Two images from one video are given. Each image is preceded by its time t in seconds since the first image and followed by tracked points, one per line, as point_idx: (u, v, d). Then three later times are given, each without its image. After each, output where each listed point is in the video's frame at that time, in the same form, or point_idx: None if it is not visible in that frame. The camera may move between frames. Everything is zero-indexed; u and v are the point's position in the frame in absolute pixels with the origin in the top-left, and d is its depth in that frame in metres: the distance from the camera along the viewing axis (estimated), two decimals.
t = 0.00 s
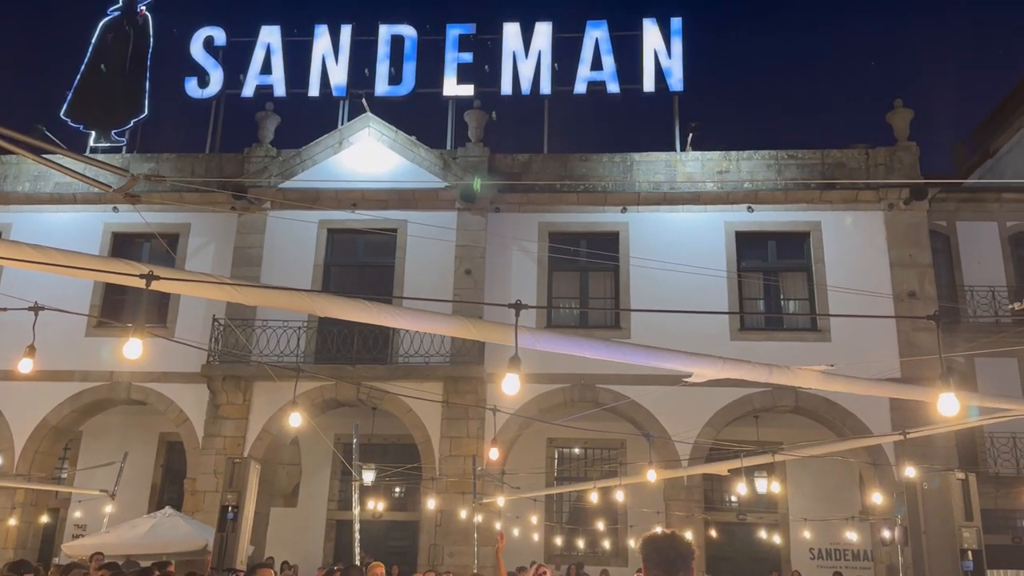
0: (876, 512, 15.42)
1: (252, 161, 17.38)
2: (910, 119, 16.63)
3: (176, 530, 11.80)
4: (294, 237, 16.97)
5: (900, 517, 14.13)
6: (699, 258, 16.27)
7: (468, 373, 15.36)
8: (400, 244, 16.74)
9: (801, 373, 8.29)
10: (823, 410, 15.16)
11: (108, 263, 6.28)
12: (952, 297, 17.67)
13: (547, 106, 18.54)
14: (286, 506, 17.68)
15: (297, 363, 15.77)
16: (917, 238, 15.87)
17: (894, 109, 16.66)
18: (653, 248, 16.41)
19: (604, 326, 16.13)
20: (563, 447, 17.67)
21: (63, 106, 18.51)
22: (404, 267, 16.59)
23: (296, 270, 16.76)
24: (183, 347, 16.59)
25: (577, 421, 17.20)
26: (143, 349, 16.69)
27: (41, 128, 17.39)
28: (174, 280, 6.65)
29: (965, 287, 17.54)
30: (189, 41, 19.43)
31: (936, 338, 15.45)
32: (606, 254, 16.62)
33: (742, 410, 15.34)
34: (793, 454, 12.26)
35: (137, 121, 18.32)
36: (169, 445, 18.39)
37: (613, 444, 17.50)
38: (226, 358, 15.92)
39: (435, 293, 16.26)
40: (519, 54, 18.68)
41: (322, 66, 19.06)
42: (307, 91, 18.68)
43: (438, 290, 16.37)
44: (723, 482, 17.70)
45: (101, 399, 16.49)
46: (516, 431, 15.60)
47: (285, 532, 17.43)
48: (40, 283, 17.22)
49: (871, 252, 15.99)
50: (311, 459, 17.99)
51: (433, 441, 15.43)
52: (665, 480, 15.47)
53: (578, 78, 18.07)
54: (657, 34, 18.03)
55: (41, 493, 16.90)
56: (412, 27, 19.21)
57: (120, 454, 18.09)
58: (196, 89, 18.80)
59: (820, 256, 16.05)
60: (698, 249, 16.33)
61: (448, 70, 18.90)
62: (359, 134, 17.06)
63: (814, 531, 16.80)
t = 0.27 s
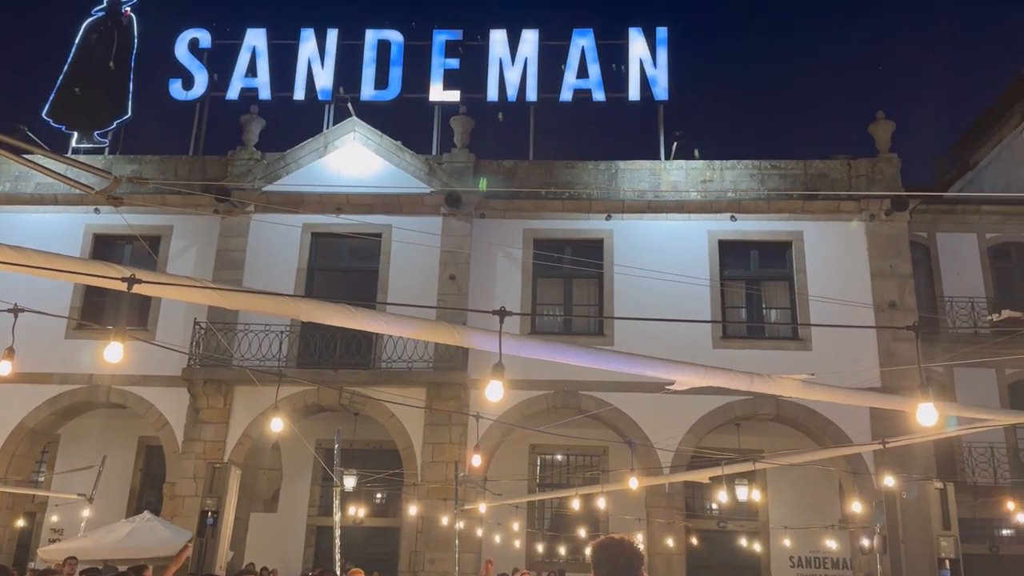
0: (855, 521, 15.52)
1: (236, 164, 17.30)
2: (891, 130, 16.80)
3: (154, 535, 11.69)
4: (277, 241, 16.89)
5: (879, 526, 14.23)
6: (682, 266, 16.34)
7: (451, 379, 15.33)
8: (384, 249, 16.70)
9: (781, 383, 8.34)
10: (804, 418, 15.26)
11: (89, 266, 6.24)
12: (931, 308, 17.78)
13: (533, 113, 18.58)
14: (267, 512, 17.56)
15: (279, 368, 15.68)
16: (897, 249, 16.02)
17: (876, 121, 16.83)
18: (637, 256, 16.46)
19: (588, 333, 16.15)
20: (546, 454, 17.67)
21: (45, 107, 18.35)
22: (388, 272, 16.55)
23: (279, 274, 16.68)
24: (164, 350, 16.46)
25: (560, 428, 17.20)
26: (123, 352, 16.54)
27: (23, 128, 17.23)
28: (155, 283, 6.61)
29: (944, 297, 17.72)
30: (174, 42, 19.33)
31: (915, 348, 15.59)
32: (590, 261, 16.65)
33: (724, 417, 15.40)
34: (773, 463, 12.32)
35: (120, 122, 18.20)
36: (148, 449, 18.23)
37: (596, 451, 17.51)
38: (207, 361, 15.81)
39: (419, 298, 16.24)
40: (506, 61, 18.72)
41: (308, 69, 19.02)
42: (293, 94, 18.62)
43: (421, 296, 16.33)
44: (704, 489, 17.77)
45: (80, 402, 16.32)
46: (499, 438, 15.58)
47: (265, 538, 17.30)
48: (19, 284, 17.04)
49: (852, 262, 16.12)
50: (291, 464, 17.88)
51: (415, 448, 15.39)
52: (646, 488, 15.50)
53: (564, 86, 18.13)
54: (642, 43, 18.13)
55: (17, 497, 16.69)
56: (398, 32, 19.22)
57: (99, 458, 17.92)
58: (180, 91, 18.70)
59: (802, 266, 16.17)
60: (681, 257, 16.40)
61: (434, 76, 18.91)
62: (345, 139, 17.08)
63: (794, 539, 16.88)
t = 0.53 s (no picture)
0: (825, 529, 15.68)
1: (211, 164, 17.17)
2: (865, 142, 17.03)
3: (122, 539, 11.53)
4: (252, 243, 16.77)
5: (848, 534, 14.37)
6: (657, 274, 16.42)
7: (425, 384, 15.29)
8: (360, 253, 16.62)
9: (753, 390, 8.41)
10: (776, 426, 15.39)
11: (60, 268, 6.17)
12: (901, 318, 18.03)
13: (512, 119, 18.62)
14: (237, 516, 17.37)
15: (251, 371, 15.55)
16: (869, 260, 16.23)
17: (849, 133, 17.06)
18: (613, 264, 16.51)
19: (564, 339, 16.19)
20: (520, 459, 17.66)
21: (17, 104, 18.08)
22: (364, 276, 16.45)
23: (253, 276, 16.55)
24: (135, 352, 16.26)
25: (533, 434, 17.20)
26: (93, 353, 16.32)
27: None
28: (127, 285, 6.56)
29: (914, 308, 17.99)
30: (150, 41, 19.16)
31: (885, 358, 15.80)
32: (567, 268, 16.70)
33: (697, 424, 15.49)
34: (745, 470, 12.40)
35: (93, 121, 17.98)
36: (117, 452, 17.98)
37: (570, 457, 17.53)
38: (178, 364, 15.62)
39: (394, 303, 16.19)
40: (485, 66, 18.75)
41: (285, 70, 18.92)
42: (270, 95, 18.50)
43: (397, 300, 16.29)
44: (676, 496, 17.87)
45: (47, 403, 16.07)
46: (473, 443, 15.56)
47: (235, 542, 17.13)
48: None
49: (824, 272, 16.31)
50: (263, 469, 17.71)
51: (389, 452, 15.32)
52: (619, 494, 15.55)
53: (542, 93, 18.19)
54: (621, 52, 18.25)
55: None
56: (377, 35, 19.18)
57: (66, 460, 17.64)
58: (155, 90, 18.53)
59: (776, 275, 16.32)
60: (657, 265, 16.49)
61: (413, 79, 18.89)
62: (323, 141, 17.01)
63: (765, 546, 17.01)
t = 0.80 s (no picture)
0: (786, 535, 15.86)
1: (177, 162, 16.97)
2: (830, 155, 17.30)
3: (78, 542, 11.32)
4: (217, 243, 16.58)
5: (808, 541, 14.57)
6: (625, 281, 16.52)
7: (391, 388, 15.23)
8: (328, 255, 16.51)
9: (716, 397, 8.49)
10: (739, 433, 15.55)
11: (19, 266, 6.09)
12: (863, 328, 18.29)
13: (483, 123, 18.62)
14: (198, 519, 17.13)
15: (214, 372, 15.37)
16: (832, 270, 16.48)
17: (815, 144, 17.32)
18: (582, 270, 16.58)
19: (531, 344, 16.22)
20: (486, 464, 17.63)
21: None
22: (331, 278, 16.34)
23: (218, 276, 16.37)
24: (95, 352, 15.98)
25: (499, 439, 17.19)
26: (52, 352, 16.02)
27: None
28: (89, 284, 6.49)
29: (875, 318, 18.28)
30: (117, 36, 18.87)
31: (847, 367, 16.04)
32: (536, 273, 16.74)
33: (662, 431, 15.60)
34: (708, 477, 12.50)
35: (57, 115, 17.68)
36: (75, 453, 17.66)
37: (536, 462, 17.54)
38: (139, 364, 15.39)
39: (361, 306, 16.11)
40: (457, 70, 18.75)
41: (255, 69, 18.75)
42: (239, 94, 18.33)
43: (364, 304, 16.20)
44: (641, 502, 17.97)
45: (3, 402, 15.73)
46: (438, 447, 15.50)
47: (195, 545, 16.90)
48: None
49: (790, 281, 16.51)
50: (225, 471, 17.49)
51: (353, 456, 15.23)
52: (584, 499, 15.60)
53: (514, 98, 18.23)
54: (592, 59, 18.36)
55: None
56: (349, 36, 19.09)
57: (22, 461, 17.28)
58: (122, 86, 18.27)
59: (741, 283, 16.51)
60: (624, 272, 16.58)
61: (384, 81, 18.82)
62: (292, 141, 16.90)
63: (726, 552, 17.16)
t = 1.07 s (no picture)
0: (745, 539, 16.04)
1: (141, 157, 16.72)
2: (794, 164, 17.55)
3: (32, 541, 11.09)
4: (181, 239, 16.36)
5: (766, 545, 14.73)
6: (592, 285, 16.59)
7: (356, 388, 15.15)
8: (293, 253, 16.37)
9: (677, 402, 8.57)
10: (700, 437, 15.70)
11: None
12: (825, 336, 18.54)
13: (453, 124, 18.60)
14: (155, 519, 16.87)
15: (175, 370, 15.16)
16: (795, 278, 16.72)
17: (780, 154, 17.57)
18: (549, 273, 16.62)
19: (497, 347, 16.23)
20: (450, 466, 17.59)
21: None
22: (296, 277, 16.20)
23: (181, 273, 16.15)
24: (52, 347, 15.67)
25: (463, 441, 17.16)
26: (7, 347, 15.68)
27: None
28: (45, 280, 6.37)
29: (836, 326, 18.54)
30: (82, 26, 18.56)
31: (807, 373, 16.27)
32: (503, 276, 16.76)
33: (626, 434, 15.70)
34: (669, 481, 12.60)
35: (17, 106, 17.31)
36: (30, 450, 17.29)
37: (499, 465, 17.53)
38: (97, 361, 15.14)
39: (326, 305, 16.00)
40: (428, 70, 18.70)
41: (222, 64, 18.53)
42: (205, 89, 18.10)
43: (330, 304, 16.07)
44: (603, 505, 18.05)
45: None
46: (402, 449, 15.43)
47: (152, 545, 16.64)
48: None
49: (753, 288, 16.72)
50: (184, 471, 17.24)
51: (316, 457, 15.11)
52: (547, 502, 15.63)
53: (484, 100, 18.24)
54: (563, 64, 18.43)
55: None
56: (319, 34, 18.96)
57: None
58: (85, 78, 17.94)
59: (706, 289, 16.67)
60: (591, 276, 16.65)
61: (354, 80, 18.72)
62: (258, 137, 16.73)
63: (687, 556, 17.30)
